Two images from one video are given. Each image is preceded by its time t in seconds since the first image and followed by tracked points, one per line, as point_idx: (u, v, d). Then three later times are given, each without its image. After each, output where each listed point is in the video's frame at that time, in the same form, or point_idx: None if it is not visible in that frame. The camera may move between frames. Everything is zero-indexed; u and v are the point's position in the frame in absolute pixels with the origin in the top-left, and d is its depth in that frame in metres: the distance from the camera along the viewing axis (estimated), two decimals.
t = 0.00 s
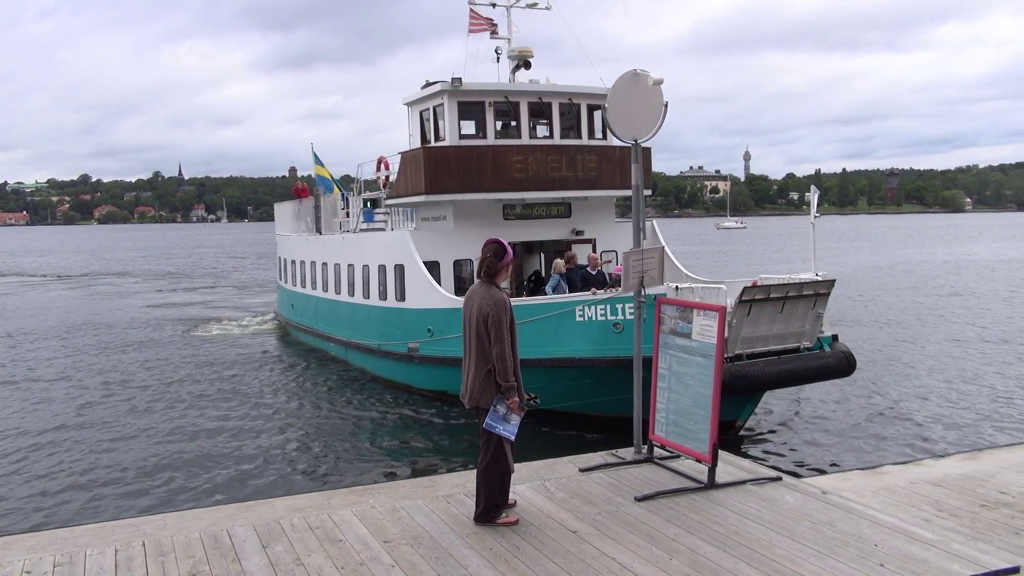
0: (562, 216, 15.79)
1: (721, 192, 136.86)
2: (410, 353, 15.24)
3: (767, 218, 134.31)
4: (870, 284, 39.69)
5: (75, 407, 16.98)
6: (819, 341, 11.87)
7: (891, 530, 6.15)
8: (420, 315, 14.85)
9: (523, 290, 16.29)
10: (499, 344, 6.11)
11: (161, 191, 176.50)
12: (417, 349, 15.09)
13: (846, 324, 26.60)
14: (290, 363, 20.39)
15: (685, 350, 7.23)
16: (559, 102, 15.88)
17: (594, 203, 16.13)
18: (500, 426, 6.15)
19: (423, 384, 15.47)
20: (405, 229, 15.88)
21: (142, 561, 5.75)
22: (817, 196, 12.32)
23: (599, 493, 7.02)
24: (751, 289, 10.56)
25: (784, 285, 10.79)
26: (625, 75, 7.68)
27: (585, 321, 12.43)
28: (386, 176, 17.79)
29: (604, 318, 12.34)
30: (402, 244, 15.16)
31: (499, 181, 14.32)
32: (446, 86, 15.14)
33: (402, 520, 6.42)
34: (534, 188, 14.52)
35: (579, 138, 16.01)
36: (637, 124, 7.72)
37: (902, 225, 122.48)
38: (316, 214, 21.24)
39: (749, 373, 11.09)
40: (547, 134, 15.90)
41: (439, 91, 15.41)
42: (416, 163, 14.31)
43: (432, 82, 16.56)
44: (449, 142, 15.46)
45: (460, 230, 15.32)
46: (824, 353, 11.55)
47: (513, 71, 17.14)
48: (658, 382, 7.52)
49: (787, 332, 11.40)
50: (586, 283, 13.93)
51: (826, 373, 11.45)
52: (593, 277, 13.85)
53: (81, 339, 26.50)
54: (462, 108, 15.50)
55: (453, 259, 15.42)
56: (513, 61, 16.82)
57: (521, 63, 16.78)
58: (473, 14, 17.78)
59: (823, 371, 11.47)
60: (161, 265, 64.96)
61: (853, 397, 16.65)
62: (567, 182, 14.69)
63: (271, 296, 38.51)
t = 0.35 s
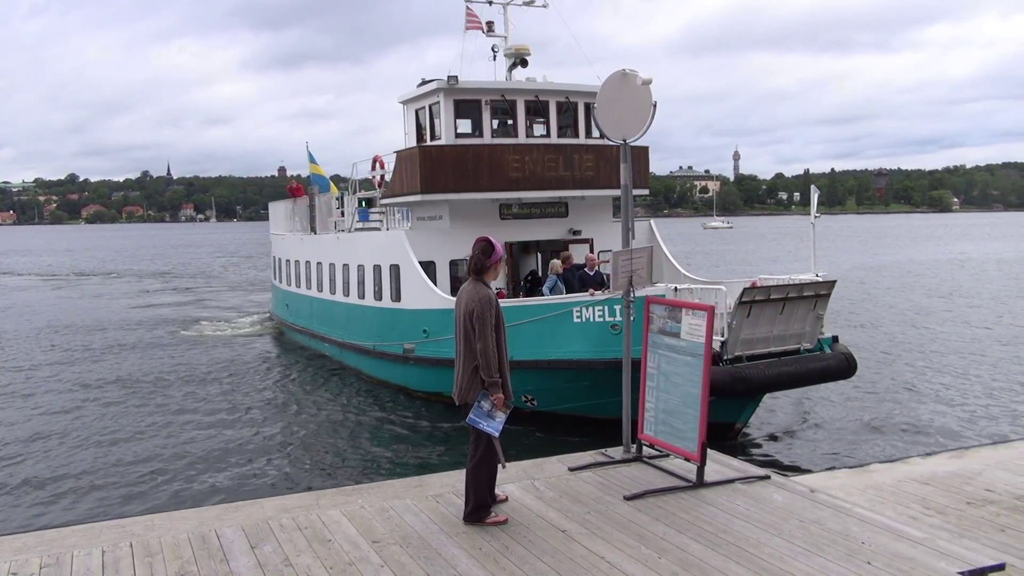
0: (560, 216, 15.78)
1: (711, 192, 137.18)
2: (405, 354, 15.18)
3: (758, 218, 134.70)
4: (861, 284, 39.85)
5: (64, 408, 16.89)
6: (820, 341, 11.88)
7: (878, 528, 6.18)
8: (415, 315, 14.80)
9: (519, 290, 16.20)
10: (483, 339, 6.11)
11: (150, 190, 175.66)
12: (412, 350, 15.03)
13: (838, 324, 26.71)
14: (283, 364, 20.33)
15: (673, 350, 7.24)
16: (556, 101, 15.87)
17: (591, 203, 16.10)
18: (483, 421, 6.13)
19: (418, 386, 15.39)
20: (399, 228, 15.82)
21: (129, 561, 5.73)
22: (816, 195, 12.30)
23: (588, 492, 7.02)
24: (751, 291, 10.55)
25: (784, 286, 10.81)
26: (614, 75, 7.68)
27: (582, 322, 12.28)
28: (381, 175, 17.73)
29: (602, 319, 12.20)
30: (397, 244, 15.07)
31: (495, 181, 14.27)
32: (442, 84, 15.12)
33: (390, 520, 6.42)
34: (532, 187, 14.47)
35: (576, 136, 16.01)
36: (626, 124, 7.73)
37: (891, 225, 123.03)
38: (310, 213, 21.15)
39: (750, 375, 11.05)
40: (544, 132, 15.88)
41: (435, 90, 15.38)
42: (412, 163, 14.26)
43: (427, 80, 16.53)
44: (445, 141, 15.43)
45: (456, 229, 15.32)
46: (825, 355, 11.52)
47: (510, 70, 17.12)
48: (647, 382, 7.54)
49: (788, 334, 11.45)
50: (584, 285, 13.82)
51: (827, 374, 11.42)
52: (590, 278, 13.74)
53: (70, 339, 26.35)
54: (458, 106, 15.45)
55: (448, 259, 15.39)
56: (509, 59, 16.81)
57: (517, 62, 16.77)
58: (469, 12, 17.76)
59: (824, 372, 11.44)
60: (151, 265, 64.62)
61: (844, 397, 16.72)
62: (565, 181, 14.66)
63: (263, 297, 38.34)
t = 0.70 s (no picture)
0: (556, 216, 15.73)
1: (703, 191, 137.45)
2: (402, 355, 15.13)
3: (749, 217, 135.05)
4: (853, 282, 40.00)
5: (54, 410, 16.81)
6: (821, 342, 11.77)
7: (867, 525, 6.21)
8: (411, 316, 14.75)
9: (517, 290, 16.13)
10: (473, 335, 6.13)
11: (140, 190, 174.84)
12: (408, 351, 14.98)
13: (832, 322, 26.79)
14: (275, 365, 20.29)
15: (663, 348, 7.27)
16: (553, 99, 15.83)
17: (591, 203, 15.99)
18: (474, 415, 6.17)
19: (413, 386, 15.36)
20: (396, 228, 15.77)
21: (118, 563, 5.70)
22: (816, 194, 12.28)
23: (579, 491, 7.03)
24: (751, 292, 10.54)
25: (784, 286, 10.79)
26: (603, 74, 7.67)
27: (581, 323, 12.15)
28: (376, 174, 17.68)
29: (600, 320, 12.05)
30: (393, 243, 15.03)
31: (492, 180, 14.20)
32: (438, 81, 15.09)
33: (381, 520, 6.41)
34: (529, 187, 14.37)
35: (573, 134, 16.03)
36: (615, 123, 7.74)
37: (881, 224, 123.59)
38: (305, 212, 21.08)
39: (750, 377, 11.04)
40: (542, 131, 15.84)
41: (432, 88, 15.35)
42: (408, 162, 14.18)
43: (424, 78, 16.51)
44: (441, 139, 15.40)
45: (453, 229, 15.29)
46: (827, 356, 11.45)
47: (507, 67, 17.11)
48: (638, 381, 7.56)
49: (788, 336, 11.42)
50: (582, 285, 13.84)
51: (829, 375, 11.36)
52: (588, 278, 13.79)
53: (61, 340, 26.23)
54: (454, 105, 15.43)
55: (445, 259, 15.39)
56: (506, 57, 16.79)
57: (514, 59, 16.76)
58: (466, 9, 17.74)
59: (825, 373, 11.38)
60: (143, 265, 64.34)
61: (836, 395, 16.77)
62: (562, 181, 14.59)
63: (257, 296, 38.23)
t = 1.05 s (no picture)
0: (554, 215, 15.74)
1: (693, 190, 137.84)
2: (397, 356, 15.09)
3: (739, 217, 135.49)
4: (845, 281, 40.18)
5: (43, 412, 16.74)
6: (820, 345, 11.73)
7: (855, 522, 6.24)
8: (407, 316, 14.71)
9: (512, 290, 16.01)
10: (461, 332, 6.13)
11: (127, 190, 173.97)
12: (404, 352, 14.94)
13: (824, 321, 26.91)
14: (267, 366, 20.24)
15: (652, 347, 7.29)
16: (550, 99, 15.82)
17: (587, 202, 16.01)
18: (461, 411, 6.18)
19: (409, 387, 15.33)
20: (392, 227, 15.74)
21: (105, 565, 5.67)
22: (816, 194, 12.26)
23: (569, 490, 7.04)
24: (750, 292, 10.49)
25: (784, 287, 10.76)
26: (592, 74, 7.69)
27: (578, 325, 12.11)
28: (371, 174, 17.63)
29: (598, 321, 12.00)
30: (389, 244, 14.99)
31: (488, 179, 14.17)
32: (435, 79, 15.06)
33: (370, 520, 6.41)
34: (526, 186, 14.37)
35: (570, 133, 16.00)
36: (604, 123, 7.76)
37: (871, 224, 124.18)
38: (299, 212, 21.01)
39: (749, 378, 10.90)
40: (538, 130, 15.82)
41: (428, 86, 15.32)
42: (403, 161, 14.12)
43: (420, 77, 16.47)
44: (437, 137, 15.34)
45: (449, 228, 15.17)
46: (826, 358, 11.38)
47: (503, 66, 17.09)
48: (626, 379, 7.57)
49: (788, 337, 11.34)
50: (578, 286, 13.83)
51: (828, 378, 11.28)
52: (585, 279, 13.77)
53: (51, 341, 26.08)
54: (450, 103, 15.39)
55: (440, 259, 15.30)
56: (503, 55, 16.78)
57: (511, 58, 16.74)
58: (462, 7, 17.72)
59: (824, 375, 11.30)
60: (132, 266, 64.03)
61: (827, 393, 16.85)
62: (559, 180, 14.59)
63: (248, 297, 38.13)
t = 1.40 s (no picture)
0: (552, 214, 15.66)
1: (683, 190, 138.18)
2: (392, 356, 15.05)
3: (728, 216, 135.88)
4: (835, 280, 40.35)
5: (32, 413, 16.66)
6: (820, 345, 11.71)
7: (843, 520, 6.27)
8: (402, 317, 14.67)
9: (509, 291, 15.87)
10: (446, 329, 6.13)
11: (115, 189, 173.07)
12: (399, 352, 14.91)
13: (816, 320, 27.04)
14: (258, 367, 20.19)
15: (641, 346, 7.30)
16: (547, 97, 15.80)
17: (583, 201, 15.95)
18: (443, 408, 6.16)
19: (404, 387, 15.31)
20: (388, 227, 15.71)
21: (92, 567, 5.64)
22: (815, 193, 12.28)
23: (558, 489, 7.05)
24: (750, 291, 10.48)
25: (784, 289, 10.75)
26: (581, 74, 7.67)
27: (577, 326, 12.03)
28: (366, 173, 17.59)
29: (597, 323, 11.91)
30: (384, 244, 14.92)
31: (484, 178, 14.15)
32: (430, 78, 15.03)
33: (360, 520, 6.39)
34: (522, 185, 14.36)
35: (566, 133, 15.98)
36: (593, 122, 7.78)
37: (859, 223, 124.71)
38: (293, 211, 20.95)
39: (749, 380, 10.83)
40: (534, 129, 15.82)
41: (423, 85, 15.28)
42: (399, 160, 14.08)
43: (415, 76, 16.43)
44: (433, 136, 15.31)
45: (445, 228, 15.12)
46: (826, 359, 11.30)
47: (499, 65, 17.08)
48: (616, 379, 7.59)
49: (787, 338, 11.31)
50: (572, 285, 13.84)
51: (828, 379, 11.20)
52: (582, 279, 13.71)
53: (39, 343, 25.91)
54: (446, 102, 15.35)
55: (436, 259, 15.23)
56: (499, 53, 16.78)
57: (507, 56, 16.74)
58: (458, 5, 17.69)
59: (825, 377, 11.23)
60: (122, 266, 63.73)
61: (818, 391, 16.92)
62: (556, 179, 14.58)
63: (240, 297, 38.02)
